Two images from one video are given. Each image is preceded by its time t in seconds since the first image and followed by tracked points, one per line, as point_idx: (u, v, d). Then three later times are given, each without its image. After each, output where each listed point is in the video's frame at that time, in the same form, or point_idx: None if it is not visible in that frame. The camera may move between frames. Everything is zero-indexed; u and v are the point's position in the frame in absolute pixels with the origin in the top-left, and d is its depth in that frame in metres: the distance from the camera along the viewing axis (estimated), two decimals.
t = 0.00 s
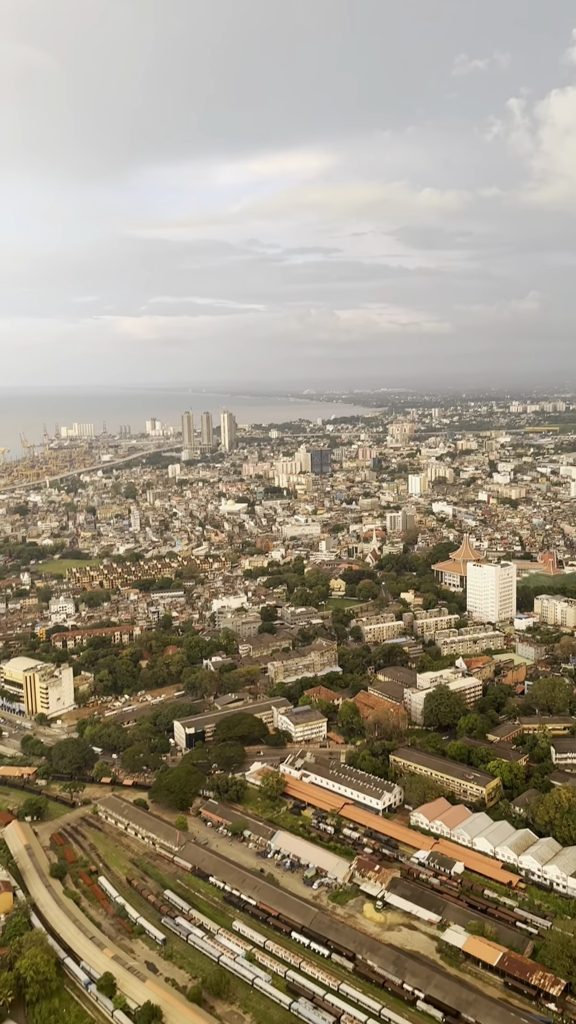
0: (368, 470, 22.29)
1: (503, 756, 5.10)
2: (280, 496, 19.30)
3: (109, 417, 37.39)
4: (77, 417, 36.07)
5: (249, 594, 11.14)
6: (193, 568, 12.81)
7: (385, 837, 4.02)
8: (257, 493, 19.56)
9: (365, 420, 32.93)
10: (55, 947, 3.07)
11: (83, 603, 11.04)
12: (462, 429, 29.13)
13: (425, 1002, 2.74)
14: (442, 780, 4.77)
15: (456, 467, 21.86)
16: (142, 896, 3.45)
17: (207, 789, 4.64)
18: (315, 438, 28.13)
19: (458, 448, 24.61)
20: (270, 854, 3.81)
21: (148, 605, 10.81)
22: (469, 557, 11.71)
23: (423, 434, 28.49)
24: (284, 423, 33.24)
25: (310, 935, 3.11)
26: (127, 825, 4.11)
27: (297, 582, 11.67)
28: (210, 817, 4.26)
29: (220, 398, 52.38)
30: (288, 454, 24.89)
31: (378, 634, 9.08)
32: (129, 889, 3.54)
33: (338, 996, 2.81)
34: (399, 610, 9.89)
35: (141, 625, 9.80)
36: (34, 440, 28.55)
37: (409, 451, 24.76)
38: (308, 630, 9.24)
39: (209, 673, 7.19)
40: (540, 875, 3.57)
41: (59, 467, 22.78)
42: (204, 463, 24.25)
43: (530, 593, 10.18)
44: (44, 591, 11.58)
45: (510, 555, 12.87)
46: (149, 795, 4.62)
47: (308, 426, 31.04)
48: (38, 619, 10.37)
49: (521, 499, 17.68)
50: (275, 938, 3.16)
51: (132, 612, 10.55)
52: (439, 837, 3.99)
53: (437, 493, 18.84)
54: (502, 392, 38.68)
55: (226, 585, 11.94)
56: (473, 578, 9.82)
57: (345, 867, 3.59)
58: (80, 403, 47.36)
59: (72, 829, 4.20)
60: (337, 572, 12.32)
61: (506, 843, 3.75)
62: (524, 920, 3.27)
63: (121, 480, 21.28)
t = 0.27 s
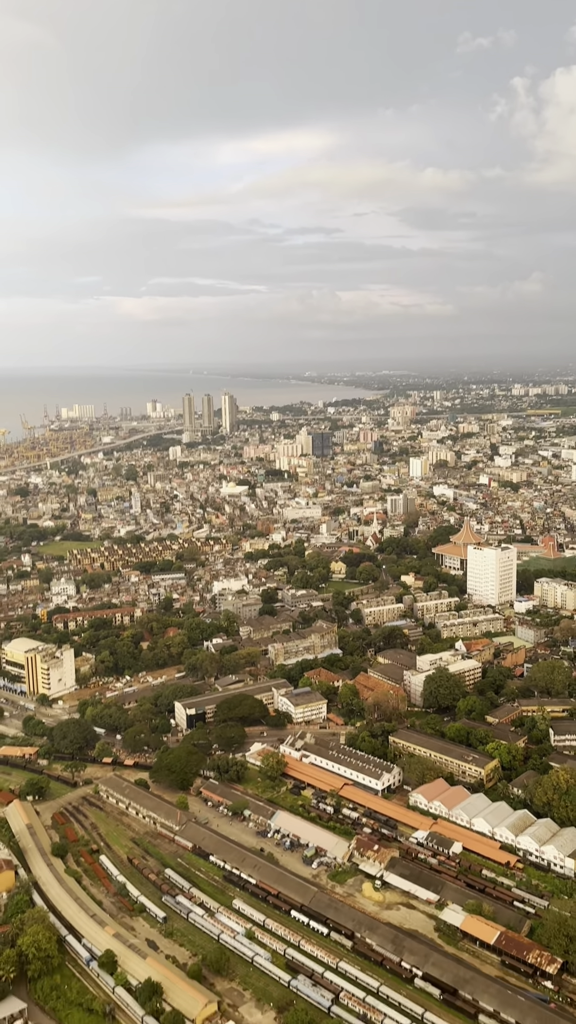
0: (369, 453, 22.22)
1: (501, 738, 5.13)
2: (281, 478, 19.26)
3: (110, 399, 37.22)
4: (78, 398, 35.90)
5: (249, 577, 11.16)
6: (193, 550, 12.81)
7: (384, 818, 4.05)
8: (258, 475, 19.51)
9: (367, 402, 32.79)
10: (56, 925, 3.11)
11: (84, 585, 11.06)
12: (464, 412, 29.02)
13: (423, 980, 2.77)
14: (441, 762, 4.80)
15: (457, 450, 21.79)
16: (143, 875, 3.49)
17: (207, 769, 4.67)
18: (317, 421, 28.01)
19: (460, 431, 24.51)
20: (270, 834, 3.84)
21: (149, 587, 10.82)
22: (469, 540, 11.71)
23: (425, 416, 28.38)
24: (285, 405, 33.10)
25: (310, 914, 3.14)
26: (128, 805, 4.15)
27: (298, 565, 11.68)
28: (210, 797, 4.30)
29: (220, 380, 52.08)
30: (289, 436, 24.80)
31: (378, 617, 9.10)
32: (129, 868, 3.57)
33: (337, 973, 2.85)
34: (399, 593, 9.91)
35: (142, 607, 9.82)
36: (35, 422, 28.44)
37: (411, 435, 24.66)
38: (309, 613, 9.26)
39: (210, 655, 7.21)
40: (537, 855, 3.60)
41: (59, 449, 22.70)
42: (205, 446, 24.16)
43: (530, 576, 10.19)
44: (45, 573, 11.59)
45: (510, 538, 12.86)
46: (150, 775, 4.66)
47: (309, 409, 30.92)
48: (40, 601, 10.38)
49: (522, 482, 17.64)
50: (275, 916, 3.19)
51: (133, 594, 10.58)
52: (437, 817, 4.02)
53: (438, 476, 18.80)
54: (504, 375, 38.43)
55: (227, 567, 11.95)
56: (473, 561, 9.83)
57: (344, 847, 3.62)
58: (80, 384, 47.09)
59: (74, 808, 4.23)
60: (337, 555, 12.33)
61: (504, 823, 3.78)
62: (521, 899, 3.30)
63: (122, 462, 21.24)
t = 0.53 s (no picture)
0: (370, 435, 22.15)
1: (499, 718, 5.16)
2: (282, 460, 19.21)
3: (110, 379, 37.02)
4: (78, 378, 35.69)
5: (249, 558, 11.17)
6: (193, 531, 12.81)
7: (382, 797, 4.09)
8: (259, 456, 19.46)
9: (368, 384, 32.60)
10: (57, 901, 3.14)
11: (84, 565, 11.07)
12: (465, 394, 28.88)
13: (420, 957, 2.81)
14: (439, 741, 4.83)
15: (458, 432, 21.71)
16: (143, 852, 3.52)
17: (207, 748, 4.70)
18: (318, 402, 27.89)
19: (461, 413, 24.40)
20: (269, 812, 3.88)
21: (149, 567, 10.84)
22: (469, 522, 11.71)
23: (426, 398, 28.25)
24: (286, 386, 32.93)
25: (308, 892, 3.18)
26: (128, 783, 4.18)
27: (298, 546, 11.68)
28: (210, 775, 4.33)
29: (221, 361, 51.73)
30: (289, 418, 24.69)
31: (377, 598, 9.12)
32: (130, 845, 3.61)
33: (334, 949, 2.88)
34: (399, 574, 9.92)
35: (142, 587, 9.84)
36: (34, 402, 28.30)
37: (412, 416, 24.58)
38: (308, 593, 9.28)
39: (210, 635, 7.24)
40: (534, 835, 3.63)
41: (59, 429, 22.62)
42: (205, 427, 24.06)
43: (530, 558, 10.19)
44: (45, 553, 11.60)
45: (510, 520, 12.86)
46: (150, 753, 4.69)
47: (310, 391, 30.77)
48: (40, 580, 10.40)
49: (522, 464, 17.59)
50: (274, 893, 3.23)
51: (134, 574, 10.59)
52: (435, 797, 4.05)
53: (438, 458, 18.75)
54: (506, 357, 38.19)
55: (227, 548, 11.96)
56: (473, 542, 9.83)
57: (342, 825, 3.65)
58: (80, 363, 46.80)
59: (75, 786, 4.27)
60: (337, 536, 12.33)
61: (502, 803, 3.81)
62: (517, 878, 3.34)
63: (122, 442, 21.20)
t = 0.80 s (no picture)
0: (371, 418, 22.05)
1: (497, 702, 5.18)
2: (282, 443, 19.14)
3: (111, 361, 36.79)
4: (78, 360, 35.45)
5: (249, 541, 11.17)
6: (194, 515, 12.80)
7: (380, 778, 4.12)
8: (259, 440, 19.38)
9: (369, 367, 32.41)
10: (57, 880, 3.17)
11: (84, 548, 11.07)
12: (466, 378, 28.72)
13: (416, 936, 2.84)
14: (438, 724, 4.86)
15: (460, 416, 21.61)
16: (143, 832, 3.55)
17: (207, 730, 4.73)
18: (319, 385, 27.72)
19: (462, 398, 24.29)
20: (268, 793, 3.91)
21: (149, 550, 10.84)
22: (469, 507, 11.69)
23: (427, 382, 28.09)
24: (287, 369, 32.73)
25: (306, 872, 3.21)
26: (128, 763, 4.21)
27: (298, 530, 11.68)
28: (210, 757, 4.36)
29: (222, 343, 51.39)
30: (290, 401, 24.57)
31: (377, 582, 9.13)
32: (129, 825, 3.64)
33: (332, 928, 2.91)
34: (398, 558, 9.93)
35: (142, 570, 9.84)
36: (34, 384, 28.14)
37: (413, 400, 24.47)
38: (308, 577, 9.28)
39: (210, 618, 7.25)
40: (531, 817, 3.66)
41: (59, 412, 22.51)
42: (206, 410, 23.94)
43: (530, 543, 10.18)
44: (46, 535, 11.59)
45: (510, 505, 12.84)
46: (150, 734, 4.72)
47: (311, 374, 30.59)
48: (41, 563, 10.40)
49: (523, 449, 17.53)
50: (272, 872, 3.26)
51: (134, 557, 10.60)
52: (433, 779, 4.08)
53: (439, 442, 18.69)
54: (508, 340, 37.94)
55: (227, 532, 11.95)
56: (473, 526, 9.83)
57: (340, 806, 3.68)
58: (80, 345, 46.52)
59: (75, 766, 4.30)
60: (337, 520, 12.31)
61: (499, 785, 3.84)
62: (514, 859, 3.37)
63: (122, 425, 21.15)
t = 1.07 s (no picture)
0: (372, 401, 21.93)
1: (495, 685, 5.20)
2: (283, 426, 19.05)
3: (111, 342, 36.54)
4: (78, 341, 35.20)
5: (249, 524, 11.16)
6: (194, 497, 12.77)
7: (378, 760, 4.14)
8: (260, 422, 19.29)
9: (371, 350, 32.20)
10: (58, 859, 3.20)
11: (84, 530, 11.06)
12: (468, 361, 28.53)
13: (413, 916, 2.87)
14: (436, 706, 4.88)
15: (461, 400, 21.49)
16: (142, 811, 3.58)
17: (206, 711, 4.75)
18: (320, 368, 27.53)
19: (464, 381, 24.14)
20: (267, 773, 3.93)
21: (149, 532, 10.83)
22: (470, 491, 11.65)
23: (429, 365, 27.91)
24: (288, 352, 32.51)
25: (304, 852, 3.24)
26: (128, 744, 4.23)
27: (298, 513, 11.66)
28: (209, 738, 4.38)
29: (222, 324, 50.93)
30: (291, 384, 24.42)
31: (377, 566, 9.13)
32: (129, 804, 3.67)
33: (329, 907, 2.94)
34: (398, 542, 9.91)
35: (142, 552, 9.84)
36: (34, 365, 27.96)
37: (414, 383, 24.32)
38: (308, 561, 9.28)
39: (210, 601, 7.26)
40: (528, 799, 3.68)
41: (59, 393, 22.38)
42: (206, 392, 23.80)
43: (530, 527, 10.17)
44: (46, 517, 11.58)
45: (511, 489, 12.81)
46: (150, 715, 4.74)
47: (312, 357, 30.39)
48: (41, 544, 10.40)
49: (525, 433, 17.44)
50: (271, 852, 3.28)
51: (134, 539, 10.59)
52: (431, 761, 4.10)
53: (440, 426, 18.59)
54: (510, 324, 37.64)
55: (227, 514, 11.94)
56: (473, 510, 9.80)
57: (338, 788, 3.70)
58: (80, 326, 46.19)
59: (75, 746, 4.32)
60: (338, 503, 12.29)
61: (497, 767, 3.86)
62: (511, 840, 3.39)
63: (122, 407, 21.05)
